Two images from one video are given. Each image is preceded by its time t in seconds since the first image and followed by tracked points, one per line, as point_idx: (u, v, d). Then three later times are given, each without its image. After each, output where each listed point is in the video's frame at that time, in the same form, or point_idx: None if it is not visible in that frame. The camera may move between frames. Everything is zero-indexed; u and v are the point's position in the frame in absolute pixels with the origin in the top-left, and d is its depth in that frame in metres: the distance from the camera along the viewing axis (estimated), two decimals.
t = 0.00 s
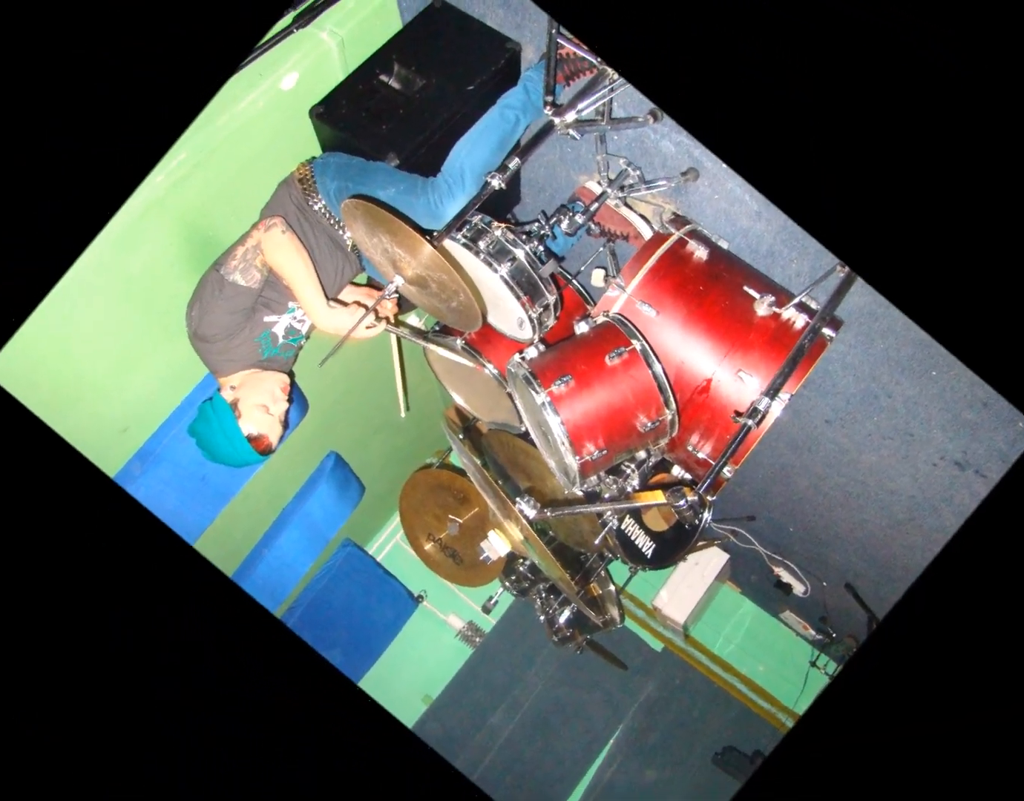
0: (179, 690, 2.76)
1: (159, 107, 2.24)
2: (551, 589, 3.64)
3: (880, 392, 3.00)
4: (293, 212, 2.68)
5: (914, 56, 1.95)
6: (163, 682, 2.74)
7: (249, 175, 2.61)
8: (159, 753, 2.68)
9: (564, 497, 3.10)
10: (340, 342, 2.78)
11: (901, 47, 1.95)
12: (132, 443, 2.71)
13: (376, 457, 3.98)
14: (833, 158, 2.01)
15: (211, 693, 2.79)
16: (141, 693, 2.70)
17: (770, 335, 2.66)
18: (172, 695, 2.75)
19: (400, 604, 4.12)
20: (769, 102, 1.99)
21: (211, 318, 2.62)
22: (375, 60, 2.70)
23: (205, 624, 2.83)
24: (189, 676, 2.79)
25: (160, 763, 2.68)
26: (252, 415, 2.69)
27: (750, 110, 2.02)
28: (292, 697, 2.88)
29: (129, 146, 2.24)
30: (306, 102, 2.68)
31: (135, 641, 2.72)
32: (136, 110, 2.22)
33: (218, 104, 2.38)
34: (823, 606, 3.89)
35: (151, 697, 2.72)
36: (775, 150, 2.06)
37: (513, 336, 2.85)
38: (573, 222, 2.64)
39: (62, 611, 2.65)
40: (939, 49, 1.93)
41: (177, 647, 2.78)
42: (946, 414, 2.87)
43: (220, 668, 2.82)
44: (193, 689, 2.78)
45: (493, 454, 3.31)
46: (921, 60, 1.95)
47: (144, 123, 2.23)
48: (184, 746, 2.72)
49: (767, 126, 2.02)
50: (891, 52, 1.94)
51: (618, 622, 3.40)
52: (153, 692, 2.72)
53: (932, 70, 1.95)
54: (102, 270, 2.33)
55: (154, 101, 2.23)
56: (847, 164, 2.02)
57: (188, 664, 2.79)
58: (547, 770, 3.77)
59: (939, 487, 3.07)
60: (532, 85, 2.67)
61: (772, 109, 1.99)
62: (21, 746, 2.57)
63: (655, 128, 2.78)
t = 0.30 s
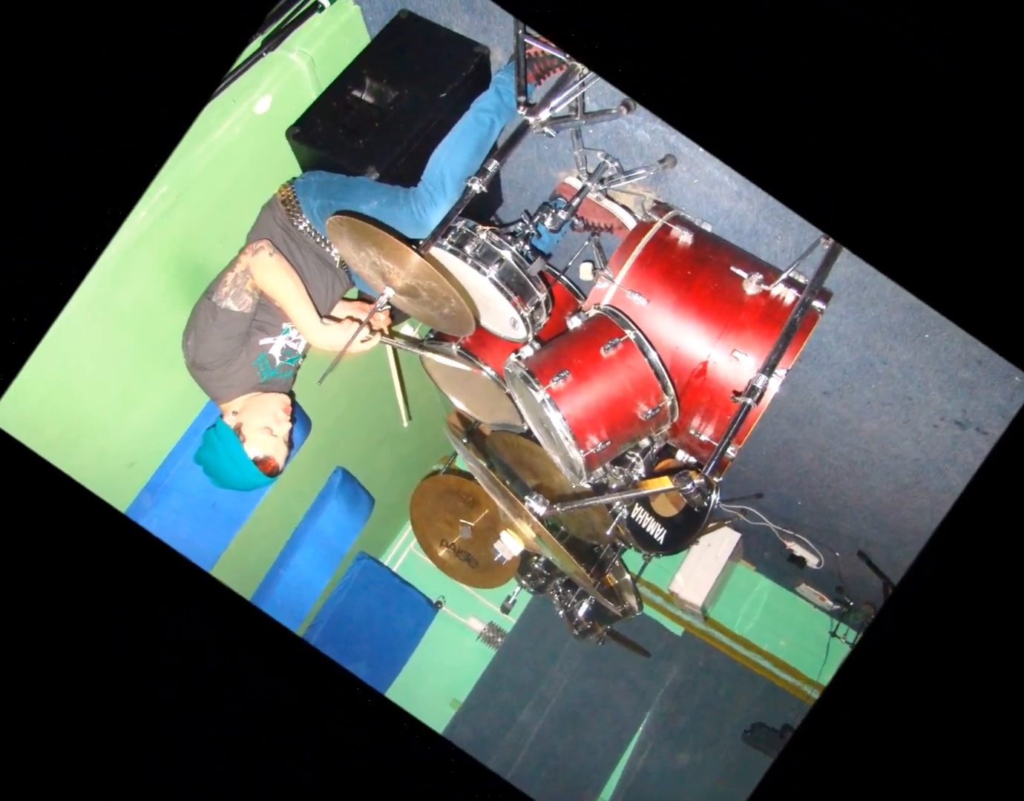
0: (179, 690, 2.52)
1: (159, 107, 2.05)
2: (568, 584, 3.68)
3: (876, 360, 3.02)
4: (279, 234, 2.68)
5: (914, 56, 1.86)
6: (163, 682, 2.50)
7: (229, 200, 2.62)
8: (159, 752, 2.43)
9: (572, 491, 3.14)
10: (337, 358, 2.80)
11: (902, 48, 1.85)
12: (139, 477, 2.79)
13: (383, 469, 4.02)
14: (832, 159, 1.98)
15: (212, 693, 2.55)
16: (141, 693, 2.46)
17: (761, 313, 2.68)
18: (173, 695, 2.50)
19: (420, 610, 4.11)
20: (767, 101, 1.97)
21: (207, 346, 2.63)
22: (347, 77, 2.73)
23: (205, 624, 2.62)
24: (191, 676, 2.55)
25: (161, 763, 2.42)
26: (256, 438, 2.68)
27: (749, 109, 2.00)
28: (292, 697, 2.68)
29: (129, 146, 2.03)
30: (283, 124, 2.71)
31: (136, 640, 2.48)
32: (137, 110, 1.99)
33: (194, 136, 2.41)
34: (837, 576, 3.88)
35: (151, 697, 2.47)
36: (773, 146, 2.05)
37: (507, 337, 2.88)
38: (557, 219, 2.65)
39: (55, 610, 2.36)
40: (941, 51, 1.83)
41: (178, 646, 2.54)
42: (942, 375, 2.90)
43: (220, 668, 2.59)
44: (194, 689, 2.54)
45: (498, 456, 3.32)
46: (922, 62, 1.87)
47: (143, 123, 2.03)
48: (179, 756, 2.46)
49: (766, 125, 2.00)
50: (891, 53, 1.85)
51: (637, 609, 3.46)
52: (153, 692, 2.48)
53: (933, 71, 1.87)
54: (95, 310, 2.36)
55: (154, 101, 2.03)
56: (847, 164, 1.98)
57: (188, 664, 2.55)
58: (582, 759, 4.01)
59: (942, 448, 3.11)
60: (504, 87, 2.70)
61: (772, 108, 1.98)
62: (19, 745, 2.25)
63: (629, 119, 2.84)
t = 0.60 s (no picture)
0: (179, 690, 2.55)
1: (160, 106, 2.15)
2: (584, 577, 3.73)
3: (868, 328, 3.03)
4: (266, 256, 2.68)
5: (915, 56, 1.95)
6: (163, 682, 2.53)
7: (213, 227, 2.65)
8: (159, 752, 2.46)
9: (580, 485, 3.15)
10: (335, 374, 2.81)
11: (901, 48, 1.95)
12: (151, 508, 2.78)
13: (391, 479, 4.06)
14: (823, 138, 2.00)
15: (212, 693, 2.58)
16: (141, 694, 2.49)
17: (751, 291, 2.70)
18: (173, 695, 2.53)
19: (439, 617, 4.13)
20: (769, 102, 2.07)
21: (206, 374, 2.63)
22: (320, 94, 2.74)
23: (205, 624, 2.68)
24: (191, 676, 2.58)
25: (161, 763, 2.45)
26: (263, 460, 2.68)
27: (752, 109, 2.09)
28: (292, 697, 2.71)
29: (128, 145, 2.11)
30: (262, 146, 2.74)
31: (136, 640, 2.53)
32: (135, 108, 2.09)
33: (174, 166, 2.45)
34: (850, 544, 3.96)
35: (151, 698, 2.50)
36: (773, 145, 2.14)
37: (501, 337, 2.91)
38: (540, 217, 2.68)
39: (53, 607, 2.41)
40: (939, 49, 1.93)
41: (177, 647, 2.59)
42: (935, 336, 2.92)
43: (220, 668, 2.63)
44: (194, 689, 2.56)
45: (504, 455, 3.41)
46: (920, 59, 1.96)
47: (141, 121, 2.12)
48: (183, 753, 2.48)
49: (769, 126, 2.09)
50: (892, 53, 1.95)
51: (654, 594, 3.49)
52: (153, 692, 2.50)
53: (932, 70, 1.96)
54: (92, 346, 2.38)
55: (153, 100, 2.13)
56: (846, 163, 2.09)
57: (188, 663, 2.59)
58: (612, 747, 4.06)
59: (941, 409, 3.13)
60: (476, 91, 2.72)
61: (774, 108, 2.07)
62: (21, 745, 2.30)
63: (603, 112, 2.87)
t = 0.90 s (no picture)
0: (179, 687, 2.40)
1: (160, 107, 2.20)
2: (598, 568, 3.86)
3: (858, 297, 3.05)
4: (256, 280, 2.70)
5: (916, 54, 2.00)
6: (163, 679, 2.40)
7: (202, 256, 2.69)
8: (159, 749, 2.33)
9: (587, 478, 3.18)
10: (334, 391, 2.81)
11: (902, 45, 2.00)
12: (165, 539, 2.79)
13: (400, 487, 4.12)
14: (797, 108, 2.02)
15: (211, 690, 2.42)
16: (140, 691, 2.36)
17: (738, 271, 2.72)
18: (173, 692, 2.39)
19: (460, 621, 4.09)
20: (771, 100, 2.08)
21: (207, 401, 2.64)
22: (295, 114, 2.76)
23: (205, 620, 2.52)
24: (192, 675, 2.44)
25: (161, 759, 2.33)
26: (272, 481, 2.69)
27: (733, 96, 2.10)
28: (290, 695, 2.49)
29: (129, 145, 2.19)
30: (242, 170, 2.76)
31: (136, 637, 2.42)
32: (137, 109, 2.18)
33: (156, 200, 2.51)
34: (861, 511, 4.04)
35: (150, 695, 2.37)
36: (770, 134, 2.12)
37: (496, 339, 2.93)
38: (524, 216, 2.71)
39: (51, 614, 2.36)
40: (940, 46, 1.98)
41: (178, 644, 2.45)
42: (924, 300, 2.94)
43: (219, 665, 2.47)
44: (194, 686, 2.41)
45: (509, 456, 3.48)
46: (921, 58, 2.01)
47: (143, 122, 2.19)
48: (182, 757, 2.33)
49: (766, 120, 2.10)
50: (893, 51, 2.00)
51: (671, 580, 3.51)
52: (152, 689, 2.38)
53: (933, 68, 2.00)
54: (92, 383, 2.40)
55: (154, 101, 2.19)
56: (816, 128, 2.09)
57: (188, 661, 2.45)
58: (646, 736, 4.34)
59: (938, 370, 3.16)
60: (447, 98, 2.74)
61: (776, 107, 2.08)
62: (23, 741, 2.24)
63: (576, 107, 2.89)
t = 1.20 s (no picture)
0: (180, 690, 2.20)
1: (160, 107, 2.12)
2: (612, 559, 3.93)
3: (845, 267, 3.07)
4: (247, 304, 2.71)
5: (915, 57, 1.99)
6: (164, 682, 2.20)
7: (194, 286, 2.72)
8: (159, 751, 2.12)
9: (592, 470, 3.24)
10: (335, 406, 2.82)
11: (901, 48, 1.99)
12: (182, 569, 2.82)
13: (408, 498, 4.16)
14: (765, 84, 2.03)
15: (213, 694, 2.22)
16: (139, 695, 2.16)
17: (724, 253, 2.74)
18: (173, 695, 2.19)
19: (478, 623, 4.19)
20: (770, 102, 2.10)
21: (210, 427, 2.65)
22: (272, 135, 2.78)
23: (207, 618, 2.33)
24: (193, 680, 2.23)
25: (161, 763, 2.11)
26: (282, 502, 2.73)
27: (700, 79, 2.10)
28: (292, 697, 2.28)
29: (129, 145, 2.11)
30: (225, 197, 2.79)
31: (136, 640, 2.24)
32: (137, 109, 2.09)
33: (142, 235, 2.54)
34: (866, 480, 4.27)
35: (149, 698, 2.17)
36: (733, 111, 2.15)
37: (490, 341, 2.95)
38: (507, 218, 2.74)
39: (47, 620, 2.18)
40: (939, 49, 1.97)
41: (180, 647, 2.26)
42: (911, 263, 2.95)
43: (222, 668, 2.27)
44: (195, 689, 2.21)
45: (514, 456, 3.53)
46: (920, 61, 2.00)
47: (143, 122, 2.11)
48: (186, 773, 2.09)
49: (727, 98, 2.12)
50: (893, 54, 1.99)
51: (684, 563, 3.57)
52: (152, 692, 2.18)
53: (933, 71, 2.00)
54: (95, 422, 2.43)
55: (154, 101, 2.11)
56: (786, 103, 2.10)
57: (188, 665, 2.26)
58: (672, 719, 4.66)
59: (931, 332, 3.18)
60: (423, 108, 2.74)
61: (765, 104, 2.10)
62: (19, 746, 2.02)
63: (549, 105, 2.91)
